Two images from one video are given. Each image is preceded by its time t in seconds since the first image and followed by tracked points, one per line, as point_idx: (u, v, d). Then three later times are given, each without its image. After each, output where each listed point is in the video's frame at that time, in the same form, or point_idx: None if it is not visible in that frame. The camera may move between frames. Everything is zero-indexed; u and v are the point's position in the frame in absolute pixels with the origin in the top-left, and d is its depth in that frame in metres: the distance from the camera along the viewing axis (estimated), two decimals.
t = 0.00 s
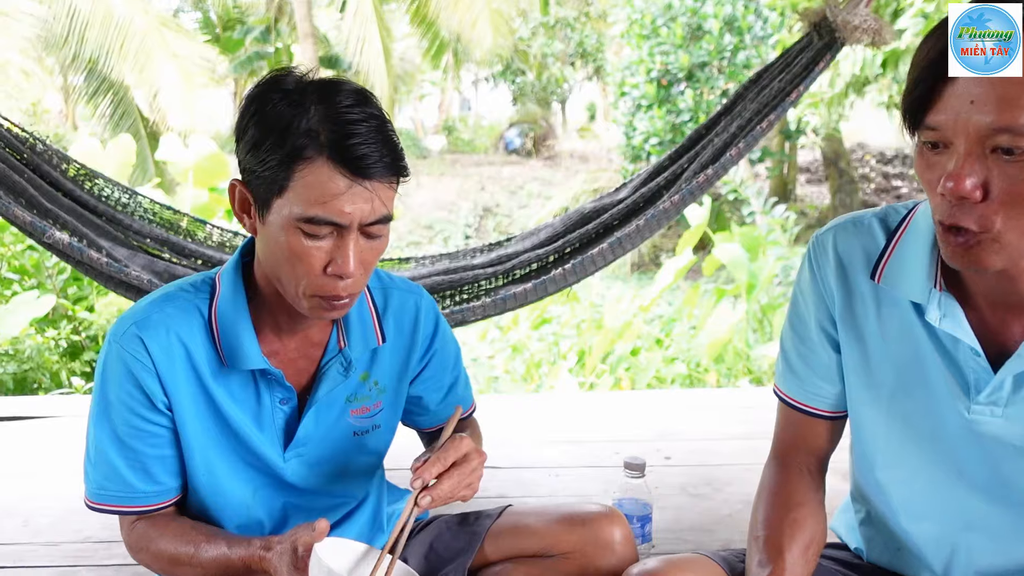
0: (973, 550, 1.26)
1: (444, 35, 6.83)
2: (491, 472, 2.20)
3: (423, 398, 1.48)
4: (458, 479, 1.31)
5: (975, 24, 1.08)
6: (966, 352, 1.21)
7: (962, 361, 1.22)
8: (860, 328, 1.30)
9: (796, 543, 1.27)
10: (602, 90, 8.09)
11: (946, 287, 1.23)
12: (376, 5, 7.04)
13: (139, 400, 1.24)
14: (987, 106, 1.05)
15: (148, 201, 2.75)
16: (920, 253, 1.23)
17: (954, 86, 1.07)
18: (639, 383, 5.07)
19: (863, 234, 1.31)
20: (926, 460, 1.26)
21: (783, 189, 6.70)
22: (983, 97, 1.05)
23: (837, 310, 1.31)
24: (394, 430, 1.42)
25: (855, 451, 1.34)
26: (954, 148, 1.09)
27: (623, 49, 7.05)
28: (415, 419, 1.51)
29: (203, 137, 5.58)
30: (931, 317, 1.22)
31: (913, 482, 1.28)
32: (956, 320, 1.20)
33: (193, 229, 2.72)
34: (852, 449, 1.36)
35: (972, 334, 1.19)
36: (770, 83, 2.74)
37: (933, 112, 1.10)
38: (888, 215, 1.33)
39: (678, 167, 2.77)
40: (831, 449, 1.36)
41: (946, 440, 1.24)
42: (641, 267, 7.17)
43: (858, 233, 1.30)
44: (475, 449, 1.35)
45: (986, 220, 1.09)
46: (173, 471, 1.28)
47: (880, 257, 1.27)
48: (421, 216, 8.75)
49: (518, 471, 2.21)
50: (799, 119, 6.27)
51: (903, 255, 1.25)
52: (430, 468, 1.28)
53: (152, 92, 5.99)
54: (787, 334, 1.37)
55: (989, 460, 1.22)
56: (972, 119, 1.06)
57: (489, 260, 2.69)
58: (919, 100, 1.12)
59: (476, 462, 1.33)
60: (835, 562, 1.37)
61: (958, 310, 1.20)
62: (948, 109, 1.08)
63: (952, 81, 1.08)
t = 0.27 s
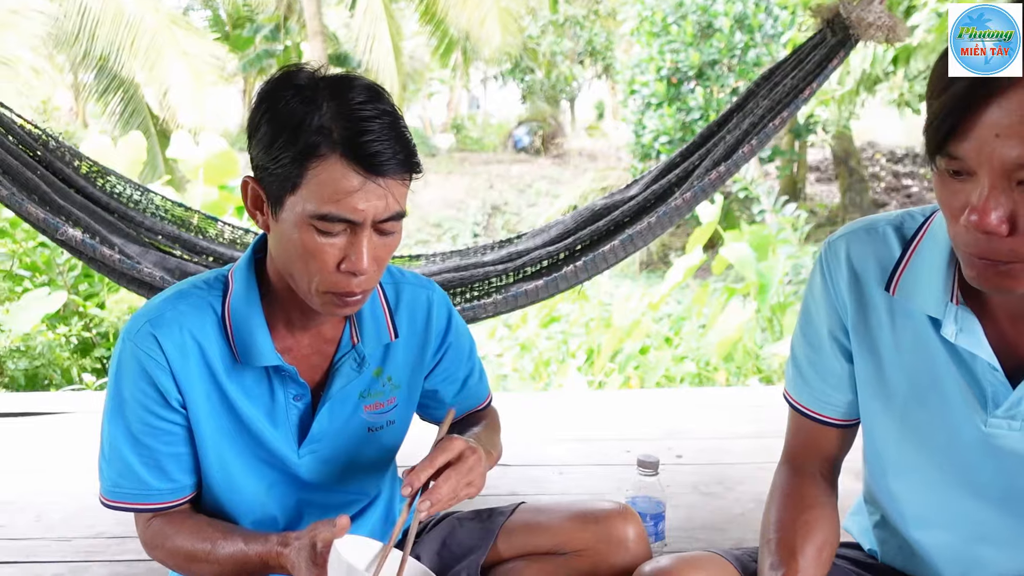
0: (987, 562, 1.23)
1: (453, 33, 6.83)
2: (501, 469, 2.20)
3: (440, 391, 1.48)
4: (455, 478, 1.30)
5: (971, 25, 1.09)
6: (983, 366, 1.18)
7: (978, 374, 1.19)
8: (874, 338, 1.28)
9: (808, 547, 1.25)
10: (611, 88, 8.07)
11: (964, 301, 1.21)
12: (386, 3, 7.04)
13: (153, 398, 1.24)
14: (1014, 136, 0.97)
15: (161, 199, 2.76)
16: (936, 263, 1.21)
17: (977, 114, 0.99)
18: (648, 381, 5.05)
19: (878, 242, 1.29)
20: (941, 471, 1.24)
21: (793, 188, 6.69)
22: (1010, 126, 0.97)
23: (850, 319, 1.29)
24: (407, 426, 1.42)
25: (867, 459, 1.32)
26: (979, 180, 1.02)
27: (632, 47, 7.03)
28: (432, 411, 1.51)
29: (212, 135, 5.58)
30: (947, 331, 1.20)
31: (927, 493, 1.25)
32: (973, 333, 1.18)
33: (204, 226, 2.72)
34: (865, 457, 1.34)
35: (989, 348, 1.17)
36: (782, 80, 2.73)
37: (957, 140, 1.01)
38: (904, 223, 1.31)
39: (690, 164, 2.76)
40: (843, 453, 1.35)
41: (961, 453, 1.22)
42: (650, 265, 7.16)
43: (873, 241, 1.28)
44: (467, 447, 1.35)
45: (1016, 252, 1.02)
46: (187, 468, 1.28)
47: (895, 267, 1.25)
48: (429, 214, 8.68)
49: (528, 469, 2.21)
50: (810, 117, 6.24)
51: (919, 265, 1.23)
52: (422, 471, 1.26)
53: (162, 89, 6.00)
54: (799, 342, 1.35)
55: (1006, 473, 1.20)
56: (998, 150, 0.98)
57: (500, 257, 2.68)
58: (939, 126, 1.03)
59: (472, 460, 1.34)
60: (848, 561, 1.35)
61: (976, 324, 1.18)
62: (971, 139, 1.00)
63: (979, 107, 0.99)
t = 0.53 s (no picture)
0: (1001, 562, 1.23)
1: (461, 31, 6.83)
2: (510, 467, 2.21)
3: (447, 391, 1.48)
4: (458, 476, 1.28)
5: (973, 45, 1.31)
6: (999, 363, 1.18)
7: (994, 371, 1.19)
8: (889, 335, 1.28)
9: (820, 543, 1.25)
10: (619, 86, 8.07)
11: (979, 299, 1.21)
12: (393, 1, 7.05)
13: (164, 394, 1.24)
14: None
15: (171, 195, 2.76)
16: (953, 260, 1.21)
17: (1003, 117, 0.98)
18: (654, 380, 5.04)
19: (895, 240, 1.29)
20: (955, 468, 1.24)
21: (801, 188, 6.67)
22: None
23: (864, 316, 1.29)
24: (417, 424, 1.42)
25: (880, 455, 1.31)
26: (1003, 182, 1.01)
27: (640, 46, 7.02)
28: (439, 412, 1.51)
29: (220, 132, 5.59)
30: (963, 328, 1.20)
31: (941, 490, 1.25)
32: (988, 331, 1.18)
33: (214, 222, 2.74)
34: (879, 454, 1.33)
35: (1004, 345, 1.17)
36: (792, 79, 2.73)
37: (981, 141, 1.00)
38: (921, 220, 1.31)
39: (699, 164, 2.76)
40: (855, 451, 1.35)
41: (975, 450, 1.22)
42: (657, 264, 7.16)
43: (888, 239, 1.28)
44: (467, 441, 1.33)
45: None
46: (198, 465, 1.29)
47: (911, 264, 1.25)
48: (436, 212, 8.68)
49: (537, 466, 2.21)
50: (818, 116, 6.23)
51: (935, 262, 1.23)
52: (430, 472, 1.25)
53: (170, 87, 6.02)
54: (814, 338, 1.35)
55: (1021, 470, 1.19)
56: None
57: (509, 256, 2.68)
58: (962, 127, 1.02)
59: (474, 454, 1.31)
60: (859, 559, 1.35)
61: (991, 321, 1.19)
62: (996, 143, 0.99)
63: (1004, 108, 0.98)
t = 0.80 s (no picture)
0: (1007, 555, 1.22)
1: (467, 28, 6.82)
2: (515, 464, 2.21)
3: (452, 389, 1.48)
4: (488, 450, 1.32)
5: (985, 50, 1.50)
6: (1005, 356, 1.19)
7: (1000, 365, 1.20)
8: (896, 329, 1.28)
9: (827, 541, 1.25)
10: (625, 84, 8.06)
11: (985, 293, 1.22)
12: None
13: (173, 389, 1.25)
14: None
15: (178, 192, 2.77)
16: (959, 254, 1.22)
17: None
18: (661, 378, 5.03)
19: (901, 236, 1.29)
20: (961, 461, 1.24)
21: (807, 185, 6.66)
22: None
23: (871, 311, 1.30)
24: (425, 422, 1.43)
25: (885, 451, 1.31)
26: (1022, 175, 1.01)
27: (646, 43, 7.01)
28: (443, 411, 1.51)
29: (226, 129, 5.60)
30: (968, 322, 1.20)
31: (947, 483, 1.25)
32: (994, 324, 1.19)
33: (220, 219, 2.74)
34: (885, 450, 1.33)
35: (1010, 339, 1.18)
36: (799, 77, 2.74)
37: (999, 136, 1.00)
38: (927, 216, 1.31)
39: (707, 161, 2.76)
40: (861, 449, 1.35)
41: (982, 443, 1.22)
42: (663, 262, 7.15)
43: (895, 234, 1.29)
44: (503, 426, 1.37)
45: None
46: (206, 460, 1.29)
47: (917, 259, 1.26)
48: (442, 210, 8.67)
49: (542, 464, 2.22)
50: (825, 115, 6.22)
51: (941, 257, 1.23)
52: (469, 436, 1.30)
53: (176, 84, 6.03)
54: (821, 334, 1.35)
55: None
56: None
57: (516, 254, 2.68)
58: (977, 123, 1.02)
59: (509, 440, 1.35)
60: (864, 557, 1.35)
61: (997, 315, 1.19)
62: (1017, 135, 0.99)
63: (1021, 104, 0.98)
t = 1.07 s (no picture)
0: (1015, 550, 1.23)
1: (473, 25, 6.82)
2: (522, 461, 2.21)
3: (464, 383, 1.49)
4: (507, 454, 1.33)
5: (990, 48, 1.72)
6: (1011, 351, 1.19)
7: (1007, 360, 1.20)
8: (902, 325, 1.28)
9: (834, 538, 1.26)
10: (631, 81, 8.06)
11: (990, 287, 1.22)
12: None
13: (183, 383, 1.26)
14: None
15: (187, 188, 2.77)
16: (964, 249, 1.22)
17: None
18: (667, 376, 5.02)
19: (906, 233, 1.29)
20: (968, 457, 1.24)
21: (813, 183, 6.64)
22: None
23: (878, 307, 1.30)
24: (434, 417, 1.43)
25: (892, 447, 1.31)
26: None
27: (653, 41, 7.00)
28: (457, 404, 1.52)
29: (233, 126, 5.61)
30: (973, 316, 1.20)
31: (954, 480, 1.25)
32: (999, 319, 1.19)
33: (228, 216, 2.74)
34: (892, 446, 1.34)
35: (1016, 333, 1.18)
36: (807, 73, 2.73)
37: None
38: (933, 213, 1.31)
39: (714, 158, 2.76)
40: (870, 446, 1.35)
41: (988, 438, 1.22)
42: (669, 260, 7.14)
43: (900, 231, 1.29)
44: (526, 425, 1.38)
45: None
46: (215, 455, 1.30)
47: (923, 255, 1.26)
48: (447, 208, 8.65)
49: (549, 460, 2.22)
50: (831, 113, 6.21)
51: (946, 253, 1.23)
52: (475, 450, 1.29)
53: (183, 81, 6.04)
54: (828, 331, 1.35)
55: None
56: None
57: (523, 251, 2.69)
58: (998, 121, 1.02)
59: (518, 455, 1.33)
60: (872, 553, 1.35)
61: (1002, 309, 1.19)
62: None
63: None
